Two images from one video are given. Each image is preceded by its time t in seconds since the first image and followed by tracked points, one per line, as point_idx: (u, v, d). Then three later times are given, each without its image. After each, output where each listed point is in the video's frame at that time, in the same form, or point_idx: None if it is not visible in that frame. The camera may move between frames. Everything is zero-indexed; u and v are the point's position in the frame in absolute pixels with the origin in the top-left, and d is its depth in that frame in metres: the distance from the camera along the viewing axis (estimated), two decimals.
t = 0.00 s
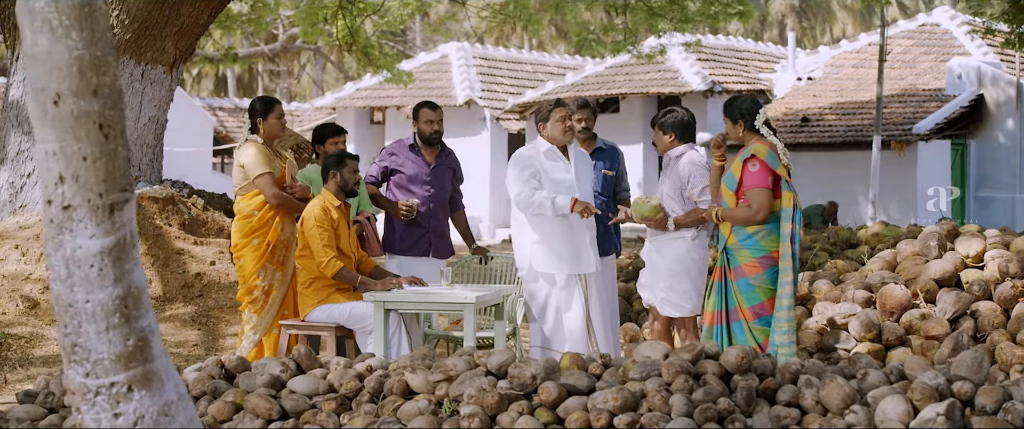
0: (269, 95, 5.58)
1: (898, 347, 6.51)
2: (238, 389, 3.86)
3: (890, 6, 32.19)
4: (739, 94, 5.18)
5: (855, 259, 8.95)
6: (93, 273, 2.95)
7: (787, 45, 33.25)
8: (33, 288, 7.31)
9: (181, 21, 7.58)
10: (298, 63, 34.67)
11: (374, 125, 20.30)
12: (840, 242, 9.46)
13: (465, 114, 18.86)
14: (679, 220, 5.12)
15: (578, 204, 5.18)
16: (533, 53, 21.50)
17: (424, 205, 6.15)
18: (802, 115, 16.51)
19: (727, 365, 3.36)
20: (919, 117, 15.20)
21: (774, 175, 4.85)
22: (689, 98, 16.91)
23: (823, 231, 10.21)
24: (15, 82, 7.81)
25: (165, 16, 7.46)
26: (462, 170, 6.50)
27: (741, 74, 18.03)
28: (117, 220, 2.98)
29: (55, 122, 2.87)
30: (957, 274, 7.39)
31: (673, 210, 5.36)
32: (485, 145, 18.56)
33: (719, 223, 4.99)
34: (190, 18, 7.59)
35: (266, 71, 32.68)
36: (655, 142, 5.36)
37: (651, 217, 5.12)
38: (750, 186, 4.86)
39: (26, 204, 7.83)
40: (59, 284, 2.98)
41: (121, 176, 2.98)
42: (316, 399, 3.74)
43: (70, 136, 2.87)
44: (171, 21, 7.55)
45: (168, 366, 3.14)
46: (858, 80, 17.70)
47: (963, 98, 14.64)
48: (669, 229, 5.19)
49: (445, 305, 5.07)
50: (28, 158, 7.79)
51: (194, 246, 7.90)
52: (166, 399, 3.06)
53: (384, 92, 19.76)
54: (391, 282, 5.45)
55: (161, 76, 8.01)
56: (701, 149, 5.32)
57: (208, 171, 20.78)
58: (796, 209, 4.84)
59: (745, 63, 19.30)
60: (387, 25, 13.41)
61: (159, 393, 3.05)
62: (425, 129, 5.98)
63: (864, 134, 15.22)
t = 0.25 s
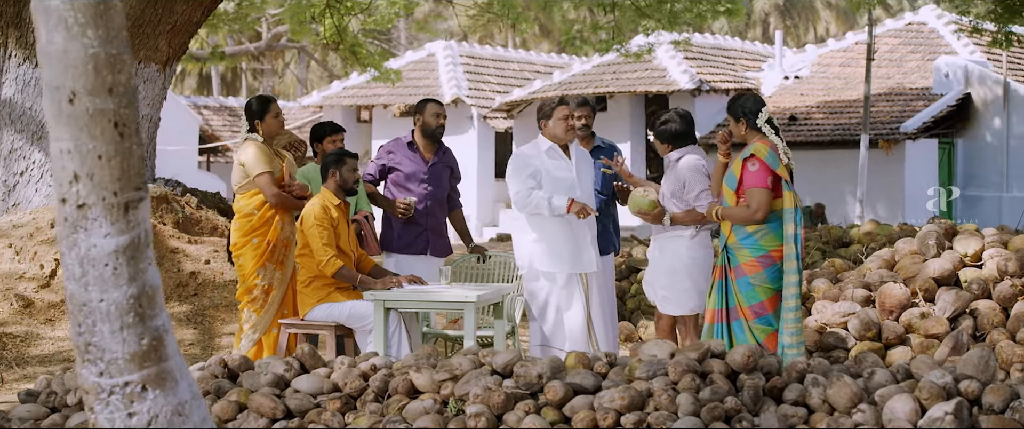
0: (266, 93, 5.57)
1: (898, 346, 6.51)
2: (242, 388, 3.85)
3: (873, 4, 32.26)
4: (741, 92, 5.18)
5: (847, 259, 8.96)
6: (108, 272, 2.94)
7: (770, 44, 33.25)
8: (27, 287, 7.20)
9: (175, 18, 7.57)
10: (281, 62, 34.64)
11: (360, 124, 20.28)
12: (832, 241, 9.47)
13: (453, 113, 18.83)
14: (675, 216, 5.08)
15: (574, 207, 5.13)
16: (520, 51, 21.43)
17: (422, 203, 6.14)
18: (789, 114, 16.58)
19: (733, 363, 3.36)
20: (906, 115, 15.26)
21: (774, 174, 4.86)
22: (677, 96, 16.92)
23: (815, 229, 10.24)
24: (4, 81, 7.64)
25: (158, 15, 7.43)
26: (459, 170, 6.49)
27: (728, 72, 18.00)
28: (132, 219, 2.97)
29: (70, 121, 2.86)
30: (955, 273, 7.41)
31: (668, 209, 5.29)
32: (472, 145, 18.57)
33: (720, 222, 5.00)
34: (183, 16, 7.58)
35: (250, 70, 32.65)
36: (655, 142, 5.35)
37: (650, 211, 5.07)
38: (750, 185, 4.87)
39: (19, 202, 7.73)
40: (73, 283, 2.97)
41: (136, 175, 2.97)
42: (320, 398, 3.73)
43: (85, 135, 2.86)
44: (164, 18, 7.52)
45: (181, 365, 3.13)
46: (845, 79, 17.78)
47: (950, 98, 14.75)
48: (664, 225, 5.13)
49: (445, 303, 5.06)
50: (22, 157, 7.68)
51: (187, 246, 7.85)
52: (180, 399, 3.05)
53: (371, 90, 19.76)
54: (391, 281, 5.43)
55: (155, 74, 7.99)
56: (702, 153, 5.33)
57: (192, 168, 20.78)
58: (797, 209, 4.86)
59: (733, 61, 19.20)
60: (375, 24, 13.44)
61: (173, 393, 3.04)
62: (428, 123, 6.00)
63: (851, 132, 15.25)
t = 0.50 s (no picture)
0: (268, 96, 5.54)
1: (903, 348, 6.50)
2: (250, 390, 3.83)
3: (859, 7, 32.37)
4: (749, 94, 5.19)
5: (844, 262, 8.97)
6: (128, 273, 2.89)
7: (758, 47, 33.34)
8: (26, 289, 7.12)
9: (173, 19, 7.53)
10: (271, 64, 34.67)
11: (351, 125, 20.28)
12: (829, 244, 9.46)
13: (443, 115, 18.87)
14: (675, 220, 5.19)
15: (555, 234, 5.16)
16: (511, 53, 21.42)
17: (426, 204, 6.13)
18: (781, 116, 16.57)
19: (745, 366, 3.36)
20: (898, 118, 15.25)
21: (779, 177, 4.86)
22: (669, 99, 16.88)
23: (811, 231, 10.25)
24: None
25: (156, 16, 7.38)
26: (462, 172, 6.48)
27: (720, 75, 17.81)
28: (153, 220, 2.92)
29: (91, 121, 2.81)
30: (958, 276, 7.41)
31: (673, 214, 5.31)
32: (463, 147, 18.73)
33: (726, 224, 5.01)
34: (182, 17, 7.56)
35: (239, 72, 32.68)
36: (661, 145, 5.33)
37: (649, 214, 5.17)
38: (755, 188, 4.88)
39: (17, 203, 7.65)
40: (93, 284, 2.92)
41: (158, 175, 2.92)
42: (329, 400, 3.72)
43: (106, 136, 2.81)
44: (164, 19, 7.47)
45: (201, 367, 3.10)
46: (837, 82, 17.84)
47: (941, 102, 14.69)
48: (666, 228, 5.24)
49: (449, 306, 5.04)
50: (18, 157, 7.54)
51: (187, 248, 7.95)
52: (200, 402, 3.03)
53: (363, 92, 19.77)
54: (396, 283, 5.46)
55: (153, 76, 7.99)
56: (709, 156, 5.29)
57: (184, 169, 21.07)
58: (799, 211, 4.90)
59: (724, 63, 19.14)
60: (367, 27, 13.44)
61: (193, 395, 3.01)
62: (437, 122, 6.01)
63: (843, 135, 15.29)
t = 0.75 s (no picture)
0: (271, 97, 5.53)
1: (905, 352, 6.51)
2: (257, 392, 3.82)
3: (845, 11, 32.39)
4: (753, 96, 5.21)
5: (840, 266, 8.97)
6: (148, 273, 2.92)
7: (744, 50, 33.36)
8: (23, 290, 6.99)
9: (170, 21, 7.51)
10: (258, 66, 34.65)
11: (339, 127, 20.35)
12: (823, 247, 9.43)
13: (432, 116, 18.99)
14: (688, 224, 5.12)
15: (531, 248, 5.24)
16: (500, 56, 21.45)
17: (428, 205, 6.11)
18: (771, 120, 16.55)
19: (755, 368, 3.35)
20: (887, 122, 15.18)
21: (782, 179, 4.89)
22: (659, 102, 16.78)
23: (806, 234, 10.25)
24: None
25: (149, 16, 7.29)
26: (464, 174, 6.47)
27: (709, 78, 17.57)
28: (173, 220, 2.94)
29: (113, 121, 2.83)
30: (960, 279, 7.42)
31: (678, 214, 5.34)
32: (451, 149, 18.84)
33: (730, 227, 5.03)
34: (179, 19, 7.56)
35: (226, 74, 32.63)
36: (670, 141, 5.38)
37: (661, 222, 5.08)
38: (759, 190, 4.90)
39: (14, 204, 7.61)
40: (112, 284, 2.95)
41: (178, 176, 2.94)
42: (337, 401, 3.71)
43: (128, 136, 2.84)
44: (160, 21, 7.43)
45: (219, 367, 3.11)
46: (826, 86, 17.88)
47: (931, 105, 14.88)
48: (678, 233, 5.17)
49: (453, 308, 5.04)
50: (15, 158, 7.60)
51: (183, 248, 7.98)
52: (219, 402, 3.04)
53: (352, 95, 19.77)
54: (399, 285, 5.40)
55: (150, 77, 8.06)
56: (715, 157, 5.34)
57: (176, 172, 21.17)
58: (800, 215, 4.93)
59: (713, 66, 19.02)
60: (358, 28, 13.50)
61: (212, 396, 3.03)
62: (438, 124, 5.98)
63: (832, 139, 15.36)
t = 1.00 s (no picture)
0: (270, 98, 5.51)
1: (904, 354, 6.53)
2: (261, 394, 3.81)
3: (827, 14, 32.47)
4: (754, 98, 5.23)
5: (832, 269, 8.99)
6: (163, 275, 2.91)
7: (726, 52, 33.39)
8: (16, 293, 7.03)
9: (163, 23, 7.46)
10: (239, 68, 34.50)
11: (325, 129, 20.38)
12: (814, 249, 9.44)
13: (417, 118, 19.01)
14: (695, 220, 5.16)
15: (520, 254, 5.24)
16: (485, 59, 21.47)
17: (426, 207, 6.10)
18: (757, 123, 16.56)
19: (760, 370, 3.35)
20: (873, 124, 15.19)
21: (780, 181, 4.91)
22: (645, 105, 16.76)
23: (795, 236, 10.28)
24: None
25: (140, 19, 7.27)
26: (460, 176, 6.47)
27: (694, 80, 17.69)
28: (189, 222, 2.93)
29: (129, 122, 2.83)
30: (957, 281, 7.45)
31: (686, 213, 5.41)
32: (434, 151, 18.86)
33: (730, 230, 5.05)
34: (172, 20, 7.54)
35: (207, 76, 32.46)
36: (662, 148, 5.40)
37: (669, 216, 5.11)
38: (757, 192, 4.93)
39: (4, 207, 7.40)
40: (127, 287, 2.94)
41: (193, 177, 2.93)
42: (341, 404, 3.70)
43: (144, 137, 2.82)
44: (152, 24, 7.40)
45: (233, 370, 3.11)
46: (812, 88, 17.93)
47: (915, 107, 14.94)
48: (686, 229, 5.21)
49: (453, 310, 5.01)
50: (4, 160, 7.35)
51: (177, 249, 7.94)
52: (233, 405, 3.03)
53: (338, 97, 19.72)
54: (398, 288, 5.38)
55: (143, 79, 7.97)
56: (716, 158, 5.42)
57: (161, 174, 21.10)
58: (798, 216, 4.94)
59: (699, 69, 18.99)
60: (344, 31, 13.51)
61: (226, 398, 3.02)
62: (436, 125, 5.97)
63: (819, 142, 15.27)
